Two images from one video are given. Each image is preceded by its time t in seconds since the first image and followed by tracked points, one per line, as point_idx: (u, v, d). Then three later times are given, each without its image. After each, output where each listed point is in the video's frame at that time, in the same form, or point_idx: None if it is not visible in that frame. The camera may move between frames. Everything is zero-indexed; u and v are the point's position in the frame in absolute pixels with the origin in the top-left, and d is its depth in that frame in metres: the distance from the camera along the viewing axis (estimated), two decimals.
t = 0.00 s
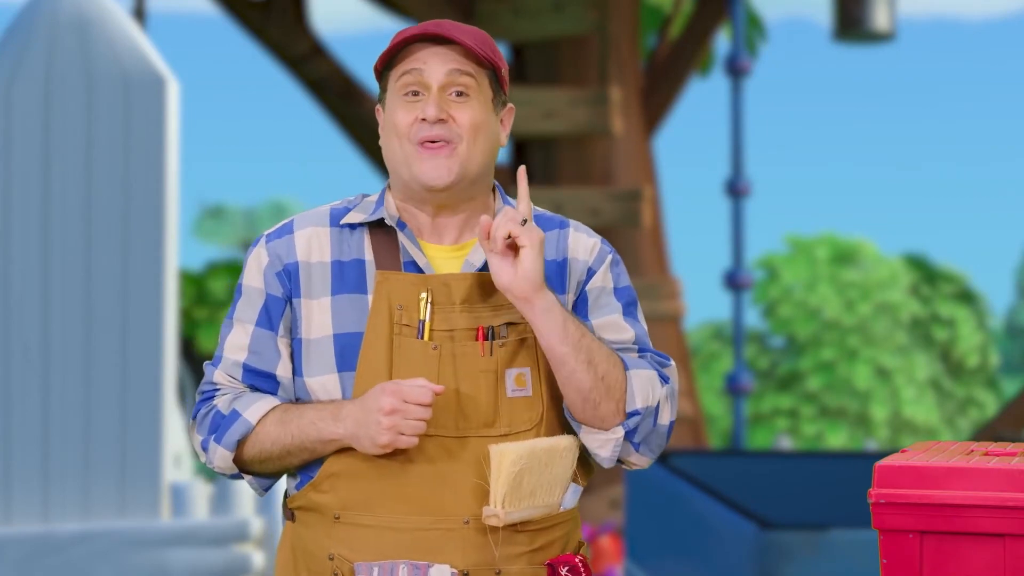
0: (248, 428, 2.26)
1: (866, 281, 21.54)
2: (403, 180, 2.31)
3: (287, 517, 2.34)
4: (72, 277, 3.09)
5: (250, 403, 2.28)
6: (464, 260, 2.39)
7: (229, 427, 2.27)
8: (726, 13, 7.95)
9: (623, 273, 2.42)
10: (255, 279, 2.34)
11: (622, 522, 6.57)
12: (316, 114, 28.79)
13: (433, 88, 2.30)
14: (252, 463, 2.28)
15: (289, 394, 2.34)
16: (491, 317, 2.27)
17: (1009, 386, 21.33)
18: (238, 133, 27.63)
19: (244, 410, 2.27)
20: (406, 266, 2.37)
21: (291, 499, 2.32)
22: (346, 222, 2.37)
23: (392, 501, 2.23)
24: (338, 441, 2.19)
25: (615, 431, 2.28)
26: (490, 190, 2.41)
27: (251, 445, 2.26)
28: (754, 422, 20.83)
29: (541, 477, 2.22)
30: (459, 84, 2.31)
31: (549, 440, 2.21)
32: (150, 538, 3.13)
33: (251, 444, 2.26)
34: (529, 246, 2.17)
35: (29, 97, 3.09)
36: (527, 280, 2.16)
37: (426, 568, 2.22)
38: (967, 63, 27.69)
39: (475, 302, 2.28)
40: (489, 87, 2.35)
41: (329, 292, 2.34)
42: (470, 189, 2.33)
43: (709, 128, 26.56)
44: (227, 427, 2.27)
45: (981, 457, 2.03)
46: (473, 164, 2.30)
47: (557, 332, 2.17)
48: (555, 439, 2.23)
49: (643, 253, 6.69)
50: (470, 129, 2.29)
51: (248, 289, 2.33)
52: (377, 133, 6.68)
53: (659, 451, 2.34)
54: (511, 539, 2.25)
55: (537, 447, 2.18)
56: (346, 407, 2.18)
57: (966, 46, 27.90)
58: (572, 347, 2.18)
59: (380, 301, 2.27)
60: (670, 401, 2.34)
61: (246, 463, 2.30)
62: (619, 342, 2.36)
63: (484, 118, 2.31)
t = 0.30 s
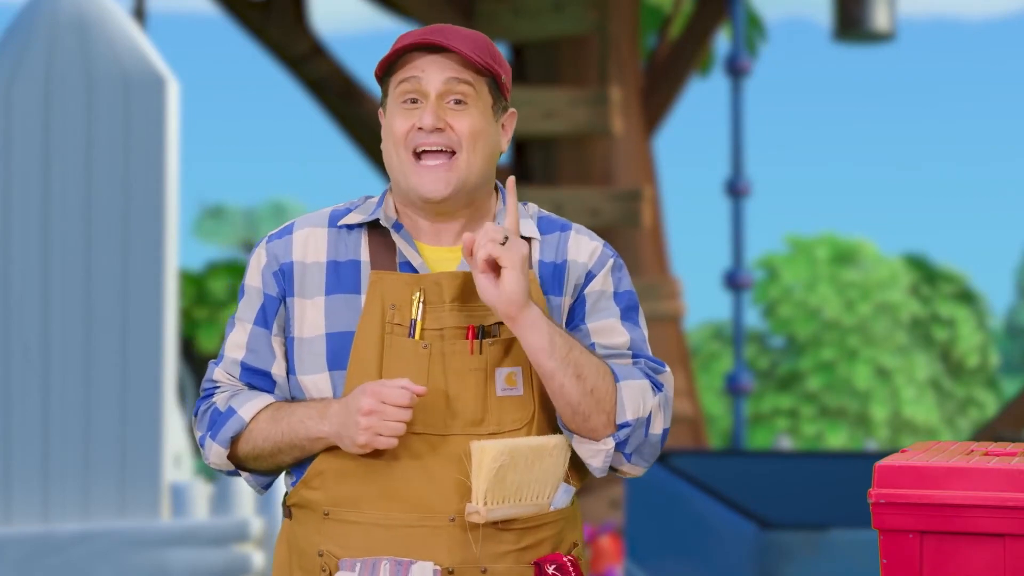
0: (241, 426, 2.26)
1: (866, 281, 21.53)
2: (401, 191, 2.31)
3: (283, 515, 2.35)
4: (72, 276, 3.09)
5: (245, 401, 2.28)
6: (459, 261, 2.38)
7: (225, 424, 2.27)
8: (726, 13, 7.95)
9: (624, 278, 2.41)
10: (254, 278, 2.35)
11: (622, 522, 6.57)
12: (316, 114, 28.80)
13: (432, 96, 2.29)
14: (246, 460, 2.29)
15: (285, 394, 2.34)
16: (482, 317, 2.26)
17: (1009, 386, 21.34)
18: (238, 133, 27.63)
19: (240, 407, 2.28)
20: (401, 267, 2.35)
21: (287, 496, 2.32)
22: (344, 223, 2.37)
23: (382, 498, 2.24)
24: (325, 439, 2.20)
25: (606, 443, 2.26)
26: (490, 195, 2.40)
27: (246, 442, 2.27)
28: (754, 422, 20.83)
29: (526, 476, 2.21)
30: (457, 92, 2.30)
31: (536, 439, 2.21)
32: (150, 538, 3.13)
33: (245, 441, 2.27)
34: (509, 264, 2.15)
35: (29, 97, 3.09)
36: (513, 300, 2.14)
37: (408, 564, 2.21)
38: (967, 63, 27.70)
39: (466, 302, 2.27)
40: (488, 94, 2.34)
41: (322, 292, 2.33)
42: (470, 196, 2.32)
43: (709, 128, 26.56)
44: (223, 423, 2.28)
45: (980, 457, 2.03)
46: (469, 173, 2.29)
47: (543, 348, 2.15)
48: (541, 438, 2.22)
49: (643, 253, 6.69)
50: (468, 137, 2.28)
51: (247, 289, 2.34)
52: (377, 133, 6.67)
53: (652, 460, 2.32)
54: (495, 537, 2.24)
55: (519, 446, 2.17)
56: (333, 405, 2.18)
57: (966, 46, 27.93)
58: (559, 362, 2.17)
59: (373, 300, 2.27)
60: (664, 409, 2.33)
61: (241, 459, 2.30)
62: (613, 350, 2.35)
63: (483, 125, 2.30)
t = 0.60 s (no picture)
0: (239, 425, 2.27)
1: (866, 281, 21.54)
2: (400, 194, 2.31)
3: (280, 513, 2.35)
4: (72, 276, 3.09)
5: (244, 400, 2.29)
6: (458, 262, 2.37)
7: (223, 422, 2.28)
8: (726, 13, 7.95)
9: (624, 281, 2.41)
10: (254, 277, 2.35)
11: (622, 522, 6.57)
12: (315, 114, 28.79)
13: (429, 100, 2.28)
14: (243, 459, 2.29)
15: (284, 393, 2.34)
16: (480, 318, 2.26)
17: (1009, 386, 21.34)
18: (238, 133, 27.63)
19: (238, 406, 2.28)
20: (400, 267, 2.35)
21: (284, 494, 2.33)
22: (343, 223, 2.37)
23: (376, 498, 2.24)
24: (321, 439, 2.20)
25: (600, 447, 2.27)
26: (490, 195, 2.39)
27: (243, 441, 2.27)
28: (754, 422, 20.84)
29: (520, 478, 2.21)
30: (454, 97, 2.30)
31: (532, 440, 2.21)
32: (150, 538, 3.13)
33: (243, 440, 2.27)
34: (509, 266, 2.14)
35: (29, 97, 3.09)
36: (509, 302, 2.14)
37: (401, 566, 2.21)
38: (967, 62, 27.69)
39: (465, 303, 2.27)
40: (486, 97, 2.33)
41: (320, 292, 2.33)
42: (468, 199, 2.33)
43: (709, 128, 26.57)
44: (222, 422, 2.28)
45: (981, 457, 2.03)
46: (467, 177, 2.29)
47: (539, 351, 2.15)
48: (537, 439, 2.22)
49: (642, 253, 6.69)
50: (463, 142, 2.28)
51: (248, 288, 2.34)
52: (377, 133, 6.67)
53: (646, 466, 2.34)
54: (490, 538, 2.25)
55: (513, 447, 2.17)
56: (329, 405, 2.18)
57: (966, 46, 27.92)
58: (554, 365, 2.16)
59: (371, 300, 2.27)
60: (660, 414, 2.34)
61: (240, 458, 2.31)
62: (610, 355, 2.35)
63: (479, 129, 2.30)
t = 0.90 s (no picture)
0: (240, 426, 2.27)
1: (866, 281, 21.53)
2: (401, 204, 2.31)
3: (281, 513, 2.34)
4: (72, 276, 3.09)
5: (244, 401, 2.29)
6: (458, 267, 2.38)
7: (224, 424, 2.28)
8: (726, 13, 7.95)
9: (623, 284, 2.41)
10: (254, 278, 2.35)
11: (622, 523, 6.57)
12: (315, 114, 28.80)
13: (429, 111, 2.28)
14: (243, 460, 2.29)
15: (284, 394, 2.34)
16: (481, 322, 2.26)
17: (1009, 387, 21.35)
18: (238, 133, 27.64)
19: (238, 408, 2.28)
20: (401, 270, 2.35)
21: (284, 495, 2.33)
22: (344, 225, 2.37)
23: (376, 497, 2.24)
24: (322, 443, 2.21)
25: (599, 460, 2.28)
26: (489, 198, 2.38)
27: (244, 442, 2.27)
28: (754, 422, 20.84)
29: (522, 480, 2.21)
30: (455, 107, 2.29)
31: (534, 442, 2.21)
32: (150, 538, 3.13)
33: (243, 441, 2.27)
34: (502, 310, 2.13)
35: (29, 98, 3.09)
36: (503, 331, 2.14)
37: (403, 567, 2.21)
38: (967, 63, 27.70)
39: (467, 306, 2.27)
40: (487, 105, 2.32)
41: (320, 293, 2.33)
42: (469, 207, 2.33)
43: (709, 128, 26.57)
44: (222, 423, 2.28)
45: (980, 457, 2.03)
46: (467, 185, 2.29)
47: (535, 374, 2.16)
48: (538, 442, 2.22)
49: (643, 253, 6.70)
50: (464, 154, 2.28)
51: (249, 288, 2.34)
52: (377, 134, 6.67)
53: (643, 475, 2.35)
54: (491, 540, 2.25)
55: (516, 449, 2.17)
56: (331, 410, 2.19)
57: (966, 46, 27.94)
58: (551, 388, 2.18)
59: (372, 303, 2.28)
60: (657, 422, 2.35)
61: (240, 459, 2.30)
62: (606, 361, 2.37)
63: (480, 140, 2.29)
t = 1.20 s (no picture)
0: (241, 425, 2.27)
1: (866, 281, 21.53)
2: (406, 182, 2.31)
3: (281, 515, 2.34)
4: (72, 276, 3.08)
5: (244, 400, 2.29)
6: (460, 261, 2.37)
7: (224, 424, 2.28)
8: (726, 13, 7.95)
9: (626, 273, 2.41)
10: (253, 276, 2.35)
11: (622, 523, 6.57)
12: (316, 114, 28.84)
13: (435, 87, 2.30)
14: (244, 460, 2.29)
15: (284, 392, 2.35)
16: (482, 318, 2.26)
17: (1009, 386, 21.34)
18: (238, 133, 27.66)
19: (238, 407, 2.28)
20: (403, 266, 2.36)
21: (285, 496, 2.32)
22: (344, 223, 2.37)
23: (379, 496, 2.23)
24: (325, 441, 2.20)
25: (628, 426, 2.25)
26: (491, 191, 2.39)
27: (245, 442, 2.27)
28: (754, 422, 20.86)
29: (526, 477, 2.19)
30: (461, 83, 2.31)
31: (537, 441, 2.18)
32: (150, 538, 3.13)
33: (244, 440, 2.27)
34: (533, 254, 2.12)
35: (29, 97, 3.09)
36: (530, 290, 2.12)
37: (409, 565, 2.20)
38: (967, 63, 27.72)
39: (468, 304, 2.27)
40: (490, 85, 2.34)
41: (322, 290, 2.33)
42: (474, 188, 2.33)
43: (709, 128, 26.57)
44: (223, 422, 2.28)
45: (981, 457, 2.03)
46: (473, 161, 2.29)
47: (563, 333, 2.13)
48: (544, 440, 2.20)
49: (643, 252, 6.70)
50: (471, 129, 2.29)
51: (247, 288, 2.34)
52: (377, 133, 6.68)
53: (671, 443, 2.32)
54: (495, 536, 2.24)
55: (519, 446, 2.15)
56: (333, 406, 2.19)
57: (966, 45, 27.94)
58: (580, 348, 2.14)
59: (374, 299, 2.27)
60: (678, 390, 2.33)
61: (240, 458, 2.30)
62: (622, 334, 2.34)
63: (486, 117, 2.30)
